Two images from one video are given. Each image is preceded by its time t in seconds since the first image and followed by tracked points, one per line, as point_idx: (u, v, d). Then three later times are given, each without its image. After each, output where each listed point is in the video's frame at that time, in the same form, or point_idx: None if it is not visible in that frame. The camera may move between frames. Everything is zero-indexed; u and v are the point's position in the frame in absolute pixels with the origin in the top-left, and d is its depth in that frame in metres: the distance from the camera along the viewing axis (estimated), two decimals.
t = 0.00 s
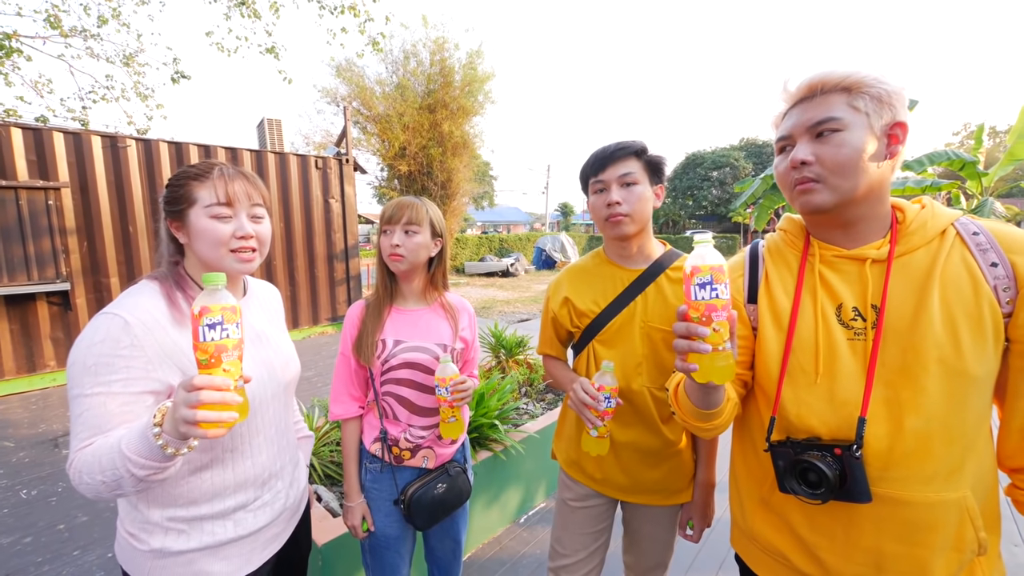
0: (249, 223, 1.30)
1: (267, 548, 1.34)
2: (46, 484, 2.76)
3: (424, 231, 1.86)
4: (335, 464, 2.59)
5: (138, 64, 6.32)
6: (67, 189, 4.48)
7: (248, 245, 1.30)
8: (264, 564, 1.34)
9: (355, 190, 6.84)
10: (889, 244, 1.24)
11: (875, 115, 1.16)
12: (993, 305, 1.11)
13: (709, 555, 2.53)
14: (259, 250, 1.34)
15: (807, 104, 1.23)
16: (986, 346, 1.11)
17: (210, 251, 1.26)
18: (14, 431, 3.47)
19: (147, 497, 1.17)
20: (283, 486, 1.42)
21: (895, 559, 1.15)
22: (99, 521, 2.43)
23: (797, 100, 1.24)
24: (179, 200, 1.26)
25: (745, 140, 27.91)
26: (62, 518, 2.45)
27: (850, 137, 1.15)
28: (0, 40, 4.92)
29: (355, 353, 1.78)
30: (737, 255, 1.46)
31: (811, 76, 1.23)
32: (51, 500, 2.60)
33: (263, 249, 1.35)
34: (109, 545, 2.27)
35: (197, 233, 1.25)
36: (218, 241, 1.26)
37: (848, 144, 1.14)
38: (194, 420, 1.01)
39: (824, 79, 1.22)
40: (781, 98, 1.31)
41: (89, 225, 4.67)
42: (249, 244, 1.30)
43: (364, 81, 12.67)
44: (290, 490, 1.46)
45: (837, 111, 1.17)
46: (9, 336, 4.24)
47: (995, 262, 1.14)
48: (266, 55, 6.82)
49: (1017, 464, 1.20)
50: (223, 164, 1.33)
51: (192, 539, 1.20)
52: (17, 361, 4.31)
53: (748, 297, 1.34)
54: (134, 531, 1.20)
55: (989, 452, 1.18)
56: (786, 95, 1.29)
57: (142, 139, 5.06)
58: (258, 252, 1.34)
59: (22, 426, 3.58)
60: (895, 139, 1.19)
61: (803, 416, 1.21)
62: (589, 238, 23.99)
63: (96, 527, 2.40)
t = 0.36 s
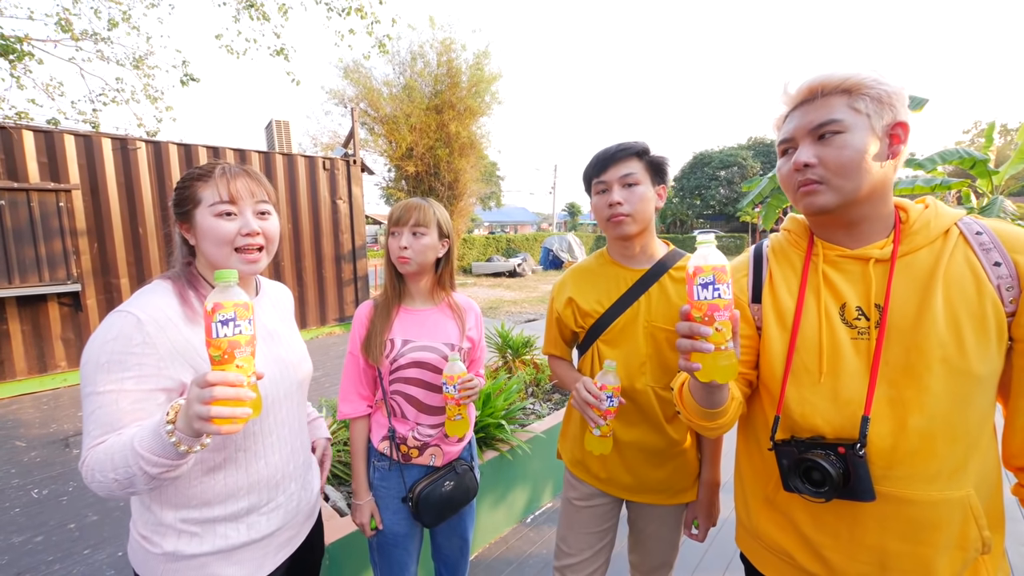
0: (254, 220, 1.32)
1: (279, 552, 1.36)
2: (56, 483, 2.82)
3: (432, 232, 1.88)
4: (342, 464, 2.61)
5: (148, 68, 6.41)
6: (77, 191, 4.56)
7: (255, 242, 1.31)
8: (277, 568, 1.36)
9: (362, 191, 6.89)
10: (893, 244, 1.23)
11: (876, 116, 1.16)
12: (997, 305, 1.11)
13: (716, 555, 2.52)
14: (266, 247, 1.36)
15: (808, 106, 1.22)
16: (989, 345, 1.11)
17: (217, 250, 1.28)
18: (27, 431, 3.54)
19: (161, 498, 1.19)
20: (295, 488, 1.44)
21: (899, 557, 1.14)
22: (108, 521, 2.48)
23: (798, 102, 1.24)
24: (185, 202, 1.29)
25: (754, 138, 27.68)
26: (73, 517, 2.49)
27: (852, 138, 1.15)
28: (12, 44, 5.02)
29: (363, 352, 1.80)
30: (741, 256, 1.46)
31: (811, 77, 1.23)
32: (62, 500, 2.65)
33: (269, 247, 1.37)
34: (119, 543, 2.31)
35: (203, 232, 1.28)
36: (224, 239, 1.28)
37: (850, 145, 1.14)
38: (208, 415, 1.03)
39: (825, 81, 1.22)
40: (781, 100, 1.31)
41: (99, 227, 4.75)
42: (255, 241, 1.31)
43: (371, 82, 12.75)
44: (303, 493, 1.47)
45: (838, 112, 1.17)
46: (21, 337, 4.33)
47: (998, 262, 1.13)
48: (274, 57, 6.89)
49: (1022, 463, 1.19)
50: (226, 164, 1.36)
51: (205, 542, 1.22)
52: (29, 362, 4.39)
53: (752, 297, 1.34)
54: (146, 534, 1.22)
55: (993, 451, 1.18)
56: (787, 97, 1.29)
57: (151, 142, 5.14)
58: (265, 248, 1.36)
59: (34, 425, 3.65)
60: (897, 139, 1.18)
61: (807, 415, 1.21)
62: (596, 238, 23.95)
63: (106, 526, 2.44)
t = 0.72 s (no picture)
0: (253, 221, 1.31)
1: (286, 550, 1.38)
2: (58, 484, 2.83)
3: (437, 234, 1.88)
4: (344, 464, 2.62)
5: (150, 70, 6.43)
6: (79, 193, 4.57)
7: (254, 242, 1.31)
8: (284, 566, 1.37)
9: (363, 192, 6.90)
10: (891, 245, 1.24)
11: (874, 119, 1.16)
12: (993, 305, 1.11)
13: (717, 555, 2.53)
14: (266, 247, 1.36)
15: (807, 110, 1.23)
16: (985, 345, 1.11)
17: (217, 250, 1.29)
18: (29, 431, 3.55)
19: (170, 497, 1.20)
20: (300, 486, 1.44)
21: (896, 555, 1.14)
22: (110, 521, 2.48)
23: (797, 105, 1.25)
24: (187, 204, 1.30)
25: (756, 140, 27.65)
26: (75, 518, 2.50)
27: (852, 141, 1.15)
28: (13, 45, 5.05)
29: (368, 353, 1.81)
30: (742, 256, 1.47)
31: (811, 81, 1.23)
32: (64, 500, 2.66)
33: (270, 247, 1.37)
34: (121, 544, 2.32)
35: (203, 233, 1.28)
36: (223, 239, 1.28)
37: (850, 147, 1.15)
38: (225, 411, 1.04)
39: (823, 84, 1.23)
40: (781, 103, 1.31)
41: (101, 228, 4.76)
42: (254, 241, 1.31)
43: (372, 83, 12.78)
44: (307, 491, 1.48)
45: (838, 116, 1.17)
46: (22, 338, 4.34)
47: (995, 262, 1.14)
48: (275, 58, 6.91)
49: (1016, 462, 1.18)
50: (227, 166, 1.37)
51: (214, 542, 1.23)
52: (31, 363, 4.40)
53: (752, 297, 1.34)
54: (154, 535, 1.22)
55: (989, 450, 1.18)
56: (786, 100, 1.29)
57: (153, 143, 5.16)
58: (266, 249, 1.35)
59: (35, 426, 3.66)
60: (895, 141, 1.19)
61: (806, 414, 1.21)
62: (597, 239, 23.96)
63: (108, 526, 2.45)
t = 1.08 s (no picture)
0: (242, 217, 1.30)
1: (278, 544, 1.37)
2: (60, 480, 2.83)
3: (438, 232, 1.88)
4: (345, 461, 2.62)
5: (149, 67, 6.42)
6: (79, 189, 4.57)
7: (243, 238, 1.30)
8: (274, 562, 1.35)
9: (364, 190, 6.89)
10: (893, 244, 1.24)
11: (879, 119, 1.16)
12: (993, 304, 1.12)
13: (715, 552, 2.54)
14: (257, 244, 1.34)
15: (812, 110, 1.23)
16: (984, 344, 1.12)
17: (206, 246, 1.28)
18: (29, 428, 3.55)
19: (158, 491, 1.20)
20: (292, 483, 1.43)
21: (895, 550, 1.15)
22: (111, 517, 2.49)
23: (802, 105, 1.25)
24: (181, 200, 1.31)
25: (756, 140, 27.65)
26: (76, 514, 2.51)
27: (856, 141, 1.15)
28: (12, 40, 5.04)
29: (370, 351, 1.82)
30: (746, 254, 1.47)
31: (815, 81, 1.23)
32: (65, 496, 2.66)
33: (260, 245, 1.35)
34: (122, 539, 2.33)
35: (193, 229, 1.28)
36: (212, 235, 1.27)
37: (855, 148, 1.15)
38: (231, 403, 1.05)
39: (828, 85, 1.23)
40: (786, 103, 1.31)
41: (101, 225, 4.76)
42: (243, 237, 1.29)
43: (372, 81, 12.77)
44: (301, 486, 1.47)
45: (842, 116, 1.17)
46: (22, 334, 4.35)
47: (996, 262, 1.14)
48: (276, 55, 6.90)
49: (1013, 458, 1.19)
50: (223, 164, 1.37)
51: (202, 536, 1.23)
52: (31, 359, 4.41)
53: (756, 295, 1.35)
54: (143, 529, 1.22)
55: (987, 448, 1.19)
56: (791, 100, 1.29)
57: (153, 140, 5.15)
58: (255, 247, 1.33)
59: (36, 423, 3.66)
60: (900, 142, 1.20)
61: (807, 411, 1.22)
62: (597, 238, 23.96)
63: (109, 522, 2.45)
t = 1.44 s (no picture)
0: (227, 213, 1.29)
1: (269, 541, 1.37)
2: (56, 474, 2.83)
3: (438, 224, 1.88)
4: (343, 454, 2.63)
5: (144, 58, 6.36)
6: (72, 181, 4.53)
7: (229, 235, 1.28)
8: (265, 559, 1.35)
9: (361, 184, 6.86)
10: (895, 239, 1.25)
11: (885, 115, 1.17)
12: (991, 299, 1.13)
13: (711, 544, 2.56)
14: (243, 240, 1.33)
15: (818, 105, 1.23)
16: (983, 338, 1.13)
17: (192, 242, 1.27)
18: (24, 422, 3.54)
19: (145, 485, 1.22)
20: (287, 480, 1.42)
21: (888, 538, 1.17)
22: (108, 511, 2.49)
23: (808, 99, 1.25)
24: (164, 191, 1.29)
25: (755, 137, 27.66)
26: (73, 507, 2.51)
27: (862, 137, 1.16)
28: (4, 31, 4.99)
29: (370, 345, 1.85)
30: (748, 248, 1.48)
31: (822, 76, 1.23)
32: (62, 490, 2.67)
33: (247, 240, 1.34)
34: (119, 533, 2.33)
35: (178, 224, 1.27)
36: (197, 231, 1.26)
37: (861, 144, 1.16)
38: (212, 391, 1.05)
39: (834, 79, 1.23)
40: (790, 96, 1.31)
41: (95, 218, 4.73)
42: (229, 234, 1.28)
43: (370, 75, 12.69)
44: (296, 483, 1.46)
45: (848, 112, 1.18)
46: (16, 328, 4.32)
47: (995, 258, 1.15)
48: (272, 48, 6.85)
49: (1006, 450, 1.21)
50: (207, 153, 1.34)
51: (189, 530, 1.24)
52: (25, 353, 4.39)
53: (758, 289, 1.36)
54: (135, 520, 1.25)
55: (981, 440, 1.21)
56: (796, 94, 1.29)
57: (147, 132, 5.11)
58: (242, 242, 1.33)
59: (31, 417, 3.65)
60: (904, 137, 1.21)
61: (806, 403, 1.24)
62: (595, 234, 23.96)
63: (106, 516, 2.46)
